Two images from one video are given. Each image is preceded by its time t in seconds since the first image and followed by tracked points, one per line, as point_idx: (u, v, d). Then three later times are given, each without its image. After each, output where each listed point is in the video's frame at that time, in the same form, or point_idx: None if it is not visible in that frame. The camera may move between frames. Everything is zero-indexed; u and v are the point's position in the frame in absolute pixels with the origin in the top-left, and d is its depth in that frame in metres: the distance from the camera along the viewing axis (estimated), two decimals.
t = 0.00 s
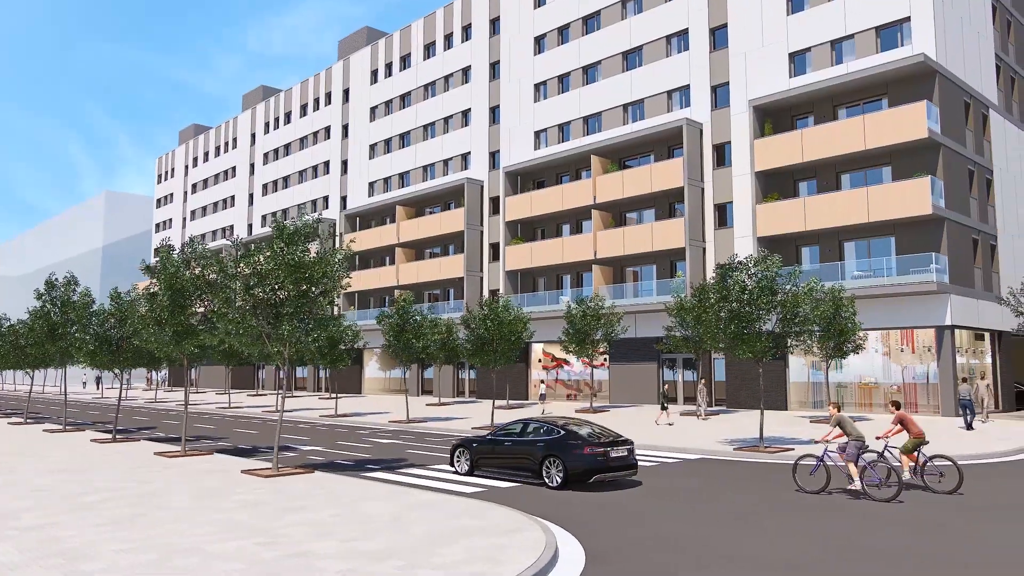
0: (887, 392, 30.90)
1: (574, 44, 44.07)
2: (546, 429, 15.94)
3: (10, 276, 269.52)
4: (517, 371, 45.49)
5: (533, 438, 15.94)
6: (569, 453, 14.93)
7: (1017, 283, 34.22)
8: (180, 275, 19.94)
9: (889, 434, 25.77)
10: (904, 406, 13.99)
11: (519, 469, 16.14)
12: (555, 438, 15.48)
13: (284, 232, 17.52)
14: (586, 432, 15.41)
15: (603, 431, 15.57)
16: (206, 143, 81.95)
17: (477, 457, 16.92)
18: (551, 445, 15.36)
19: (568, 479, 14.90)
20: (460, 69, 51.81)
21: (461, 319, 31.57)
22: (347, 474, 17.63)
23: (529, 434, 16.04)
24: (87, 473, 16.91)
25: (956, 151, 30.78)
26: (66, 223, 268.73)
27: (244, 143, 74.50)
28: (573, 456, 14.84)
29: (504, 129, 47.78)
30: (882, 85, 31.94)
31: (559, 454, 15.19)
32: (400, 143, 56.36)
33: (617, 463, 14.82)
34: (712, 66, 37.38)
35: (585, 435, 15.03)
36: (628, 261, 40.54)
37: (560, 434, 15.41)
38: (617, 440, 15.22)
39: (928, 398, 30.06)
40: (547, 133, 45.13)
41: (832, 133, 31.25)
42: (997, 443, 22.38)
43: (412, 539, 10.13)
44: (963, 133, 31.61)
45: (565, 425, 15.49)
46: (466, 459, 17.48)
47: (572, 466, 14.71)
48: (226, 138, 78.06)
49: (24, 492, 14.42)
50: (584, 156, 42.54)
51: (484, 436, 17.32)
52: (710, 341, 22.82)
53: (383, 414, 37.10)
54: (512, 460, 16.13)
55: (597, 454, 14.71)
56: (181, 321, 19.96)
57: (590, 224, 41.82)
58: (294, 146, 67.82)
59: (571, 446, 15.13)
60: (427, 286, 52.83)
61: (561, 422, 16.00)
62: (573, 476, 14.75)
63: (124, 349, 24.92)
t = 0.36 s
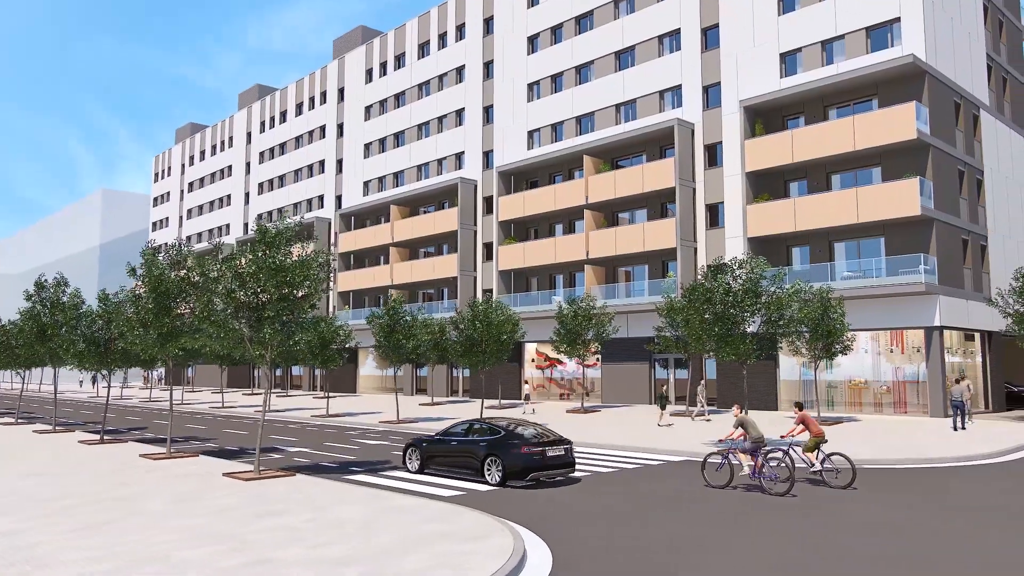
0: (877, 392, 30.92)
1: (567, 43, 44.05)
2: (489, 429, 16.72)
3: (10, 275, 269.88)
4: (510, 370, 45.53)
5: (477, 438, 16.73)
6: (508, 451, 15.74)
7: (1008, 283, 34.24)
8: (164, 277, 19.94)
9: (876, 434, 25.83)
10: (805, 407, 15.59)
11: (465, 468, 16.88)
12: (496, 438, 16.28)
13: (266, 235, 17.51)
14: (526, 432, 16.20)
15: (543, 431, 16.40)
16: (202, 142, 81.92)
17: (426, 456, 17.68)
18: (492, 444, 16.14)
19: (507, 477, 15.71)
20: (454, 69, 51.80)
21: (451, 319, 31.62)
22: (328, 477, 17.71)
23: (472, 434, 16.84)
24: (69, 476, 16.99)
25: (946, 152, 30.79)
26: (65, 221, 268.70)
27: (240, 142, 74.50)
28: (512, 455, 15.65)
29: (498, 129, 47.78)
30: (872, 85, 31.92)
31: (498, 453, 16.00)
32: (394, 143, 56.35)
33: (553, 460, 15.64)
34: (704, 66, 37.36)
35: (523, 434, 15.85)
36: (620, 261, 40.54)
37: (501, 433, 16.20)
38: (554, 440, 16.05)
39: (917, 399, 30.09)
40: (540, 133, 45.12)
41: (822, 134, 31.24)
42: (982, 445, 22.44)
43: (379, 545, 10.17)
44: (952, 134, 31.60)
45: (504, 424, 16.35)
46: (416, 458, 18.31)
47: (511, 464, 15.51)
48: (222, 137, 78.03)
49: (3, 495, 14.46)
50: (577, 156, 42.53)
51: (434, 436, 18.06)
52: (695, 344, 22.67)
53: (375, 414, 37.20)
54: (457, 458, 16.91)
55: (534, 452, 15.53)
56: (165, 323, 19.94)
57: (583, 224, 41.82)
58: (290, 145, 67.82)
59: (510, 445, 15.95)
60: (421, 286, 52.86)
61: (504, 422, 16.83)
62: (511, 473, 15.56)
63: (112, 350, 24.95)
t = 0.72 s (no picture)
0: (866, 394, 30.96)
1: (560, 43, 44.01)
2: (432, 430, 17.75)
3: (9, 273, 270.26)
4: (503, 370, 45.57)
5: (422, 438, 17.70)
6: (449, 451, 16.83)
7: (998, 285, 34.27)
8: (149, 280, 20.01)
9: (863, 436, 25.88)
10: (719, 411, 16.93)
11: (412, 466, 17.85)
12: (440, 438, 17.28)
13: (248, 239, 17.60)
14: (467, 432, 17.26)
15: (483, 431, 17.47)
16: (198, 141, 81.89)
17: (376, 455, 18.63)
18: (435, 444, 17.21)
19: (449, 475, 16.80)
20: (448, 69, 51.78)
21: (441, 321, 31.67)
22: (311, 480, 17.77)
23: (416, 434, 17.86)
24: (52, 480, 17.04)
25: (936, 153, 30.80)
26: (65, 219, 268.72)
27: (236, 141, 74.46)
28: (453, 454, 16.74)
29: (491, 129, 47.76)
30: (862, 87, 31.91)
31: (440, 452, 17.09)
32: (389, 143, 56.33)
33: (491, 459, 16.75)
34: (696, 66, 37.33)
35: (464, 435, 16.90)
36: (613, 261, 40.55)
37: (444, 433, 17.21)
38: (493, 440, 17.17)
39: (906, 399, 30.12)
40: (534, 133, 45.12)
41: (812, 135, 31.25)
42: (967, 448, 22.48)
43: (348, 555, 10.20)
44: (943, 135, 31.62)
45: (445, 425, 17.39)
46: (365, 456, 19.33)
47: (453, 463, 16.55)
48: (218, 136, 78.01)
49: None
50: (570, 156, 42.53)
51: (384, 436, 18.98)
52: (677, 349, 22.27)
53: (367, 414, 37.28)
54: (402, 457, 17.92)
55: (474, 452, 16.65)
56: (150, 326, 20.04)
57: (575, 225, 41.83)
58: (285, 145, 67.82)
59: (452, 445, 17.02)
60: (415, 286, 52.89)
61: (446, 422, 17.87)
62: (453, 472, 16.65)
63: (99, 353, 25.01)
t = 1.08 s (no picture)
0: (856, 396, 30.97)
1: (553, 44, 43.98)
2: (379, 431, 18.68)
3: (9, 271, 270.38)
4: (496, 371, 45.63)
5: (370, 439, 18.60)
6: (393, 451, 17.79)
7: (988, 287, 34.27)
8: (133, 285, 20.05)
9: (852, 439, 25.92)
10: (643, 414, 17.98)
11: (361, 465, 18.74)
12: (385, 439, 18.20)
13: (230, 244, 17.67)
14: (411, 434, 18.20)
15: (427, 432, 18.40)
16: (195, 140, 81.87)
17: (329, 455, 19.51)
18: (380, 445, 18.13)
19: (392, 474, 17.75)
20: (442, 69, 51.76)
21: (430, 322, 31.73)
22: (292, 485, 17.79)
23: (362, 435, 18.77)
24: (33, 485, 17.06)
25: (926, 156, 30.81)
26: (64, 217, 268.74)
27: (232, 140, 74.46)
28: (397, 454, 17.70)
29: (485, 130, 47.76)
30: (852, 89, 31.90)
31: (385, 452, 17.99)
32: (384, 143, 56.31)
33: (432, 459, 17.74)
34: (687, 68, 37.32)
35: (407, 436, 17.85)
36: (605, 263, 40.57)
37: (389, 434, 18.13)
38: (436, 441, 18.11)
39: (896, 402, 30.15)
40: (526, 134, 45.12)
41: (802, 137, 31.25)
42: (953, 452, 22.52)
43: (318, 564, 10.25)
44: (933, 138, 31.62)
45: (387, 425, 18.32)
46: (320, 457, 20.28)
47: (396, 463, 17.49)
48: (214, 135, 77.99)
49: None
50: (562, 157, 42.54)
51: (338, 437, 19.85)
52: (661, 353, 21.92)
53: (359, 415, 37.33)
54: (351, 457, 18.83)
55: (416, 452, 17.62)
56: (134, 331, 20.08)
57: (568, 226, 41.87)
58: (281, 144, 67.81)
59: (396, 446, 17.97)
60: (409, 286, 52.93)
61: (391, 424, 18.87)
62: (396, 471, 17.58)
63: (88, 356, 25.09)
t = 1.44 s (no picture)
0: (846, 399, 31.04)
1: (546, 45, 43.96)
2: (329, 434, 19.44)
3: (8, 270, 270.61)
4: (490, 372, 45.67)
5: (320, 441, 19.37)
6: (340, 453, 18.57)
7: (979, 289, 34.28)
8: (118, 291, 20.11)
9: (840, 442, 25.94)
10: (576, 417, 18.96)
11: (310, 466, 19.48)
12: (334, 441, 18.98)
13: (212, 251, 17.69)
14: (359, 436, 18.96)
15: (375, 435, 19.21)
16: (191, 140, 81.89)
17: (282, 455, 20.26)
18: (329, 446, 18.88)
19: (339, 474, 18.50)
20: (436, 69, 51.75)
21: (419, 325, 31.78)
22: (275, 492, 17.82)
23: (312, 438, 19.54)
24: (16, 493, 17.09)
25: (916, 159, 30.81)
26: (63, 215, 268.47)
27: (228, 140, 74.47)
28: (343, 455, 18.52)
29: (478, 131, 47.75)
30: (842, 92, 31.89)
31: (333, 454, 18.75)
32: (378, 143, 56.30)
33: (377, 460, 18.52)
34: (679, 69, 37.30)
35: (354, 438, 18.68)
36: (597, 264, 40.57)
37: (337, 437, 18.93)
38: (383, 444, 18.88)
39: (886, 405, 30.15)
40: (520, 135, 45.12)
41: (791, 140, 31.23)
42: (939, 456, 22.51)
43: None
44: (923, 140, 31.63)
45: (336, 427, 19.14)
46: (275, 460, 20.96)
47: (342, 463, 18.30)
48: (210, 135, 78.00)
49: None
50: (555, 159, 42.54)
51: (294, 438, 20.53)
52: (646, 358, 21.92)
53: (351, 417, 37.39)
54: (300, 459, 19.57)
55: (361, 453, 18.45)
56: (119, 337, 20.18)
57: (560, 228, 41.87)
58: (276, 144, 67.83)
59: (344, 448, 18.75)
60: (404, 287, 52.96)
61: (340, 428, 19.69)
62: (342, 472, 18.38)
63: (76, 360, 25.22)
